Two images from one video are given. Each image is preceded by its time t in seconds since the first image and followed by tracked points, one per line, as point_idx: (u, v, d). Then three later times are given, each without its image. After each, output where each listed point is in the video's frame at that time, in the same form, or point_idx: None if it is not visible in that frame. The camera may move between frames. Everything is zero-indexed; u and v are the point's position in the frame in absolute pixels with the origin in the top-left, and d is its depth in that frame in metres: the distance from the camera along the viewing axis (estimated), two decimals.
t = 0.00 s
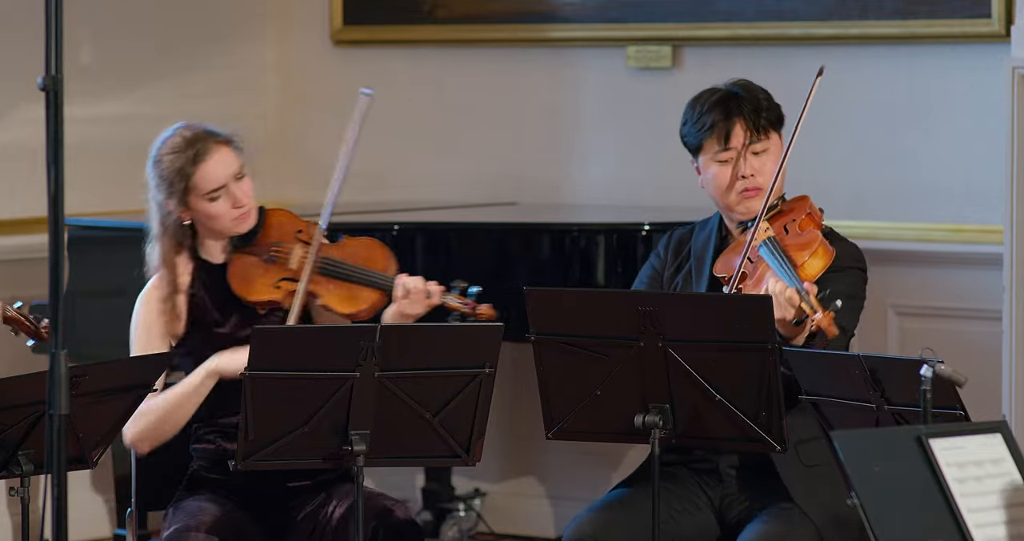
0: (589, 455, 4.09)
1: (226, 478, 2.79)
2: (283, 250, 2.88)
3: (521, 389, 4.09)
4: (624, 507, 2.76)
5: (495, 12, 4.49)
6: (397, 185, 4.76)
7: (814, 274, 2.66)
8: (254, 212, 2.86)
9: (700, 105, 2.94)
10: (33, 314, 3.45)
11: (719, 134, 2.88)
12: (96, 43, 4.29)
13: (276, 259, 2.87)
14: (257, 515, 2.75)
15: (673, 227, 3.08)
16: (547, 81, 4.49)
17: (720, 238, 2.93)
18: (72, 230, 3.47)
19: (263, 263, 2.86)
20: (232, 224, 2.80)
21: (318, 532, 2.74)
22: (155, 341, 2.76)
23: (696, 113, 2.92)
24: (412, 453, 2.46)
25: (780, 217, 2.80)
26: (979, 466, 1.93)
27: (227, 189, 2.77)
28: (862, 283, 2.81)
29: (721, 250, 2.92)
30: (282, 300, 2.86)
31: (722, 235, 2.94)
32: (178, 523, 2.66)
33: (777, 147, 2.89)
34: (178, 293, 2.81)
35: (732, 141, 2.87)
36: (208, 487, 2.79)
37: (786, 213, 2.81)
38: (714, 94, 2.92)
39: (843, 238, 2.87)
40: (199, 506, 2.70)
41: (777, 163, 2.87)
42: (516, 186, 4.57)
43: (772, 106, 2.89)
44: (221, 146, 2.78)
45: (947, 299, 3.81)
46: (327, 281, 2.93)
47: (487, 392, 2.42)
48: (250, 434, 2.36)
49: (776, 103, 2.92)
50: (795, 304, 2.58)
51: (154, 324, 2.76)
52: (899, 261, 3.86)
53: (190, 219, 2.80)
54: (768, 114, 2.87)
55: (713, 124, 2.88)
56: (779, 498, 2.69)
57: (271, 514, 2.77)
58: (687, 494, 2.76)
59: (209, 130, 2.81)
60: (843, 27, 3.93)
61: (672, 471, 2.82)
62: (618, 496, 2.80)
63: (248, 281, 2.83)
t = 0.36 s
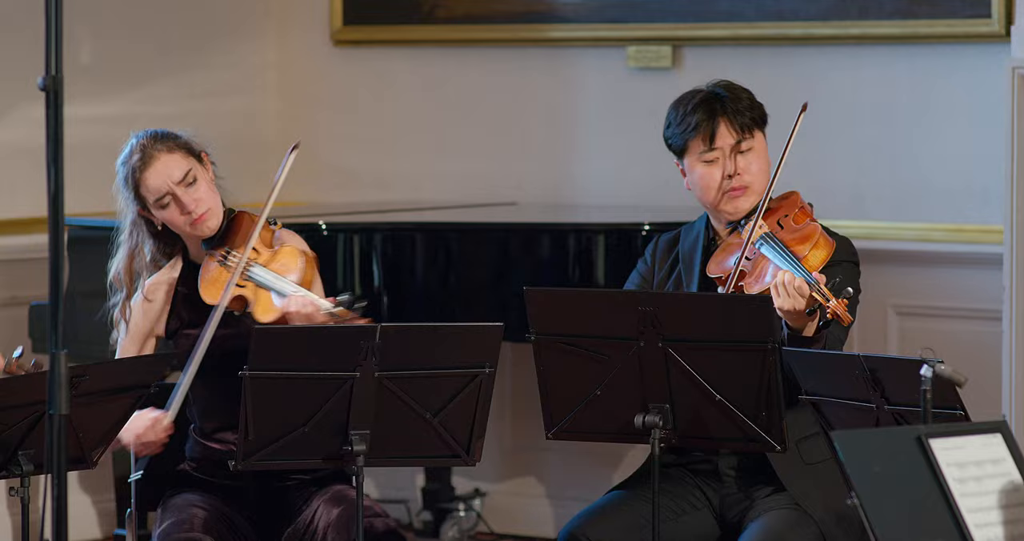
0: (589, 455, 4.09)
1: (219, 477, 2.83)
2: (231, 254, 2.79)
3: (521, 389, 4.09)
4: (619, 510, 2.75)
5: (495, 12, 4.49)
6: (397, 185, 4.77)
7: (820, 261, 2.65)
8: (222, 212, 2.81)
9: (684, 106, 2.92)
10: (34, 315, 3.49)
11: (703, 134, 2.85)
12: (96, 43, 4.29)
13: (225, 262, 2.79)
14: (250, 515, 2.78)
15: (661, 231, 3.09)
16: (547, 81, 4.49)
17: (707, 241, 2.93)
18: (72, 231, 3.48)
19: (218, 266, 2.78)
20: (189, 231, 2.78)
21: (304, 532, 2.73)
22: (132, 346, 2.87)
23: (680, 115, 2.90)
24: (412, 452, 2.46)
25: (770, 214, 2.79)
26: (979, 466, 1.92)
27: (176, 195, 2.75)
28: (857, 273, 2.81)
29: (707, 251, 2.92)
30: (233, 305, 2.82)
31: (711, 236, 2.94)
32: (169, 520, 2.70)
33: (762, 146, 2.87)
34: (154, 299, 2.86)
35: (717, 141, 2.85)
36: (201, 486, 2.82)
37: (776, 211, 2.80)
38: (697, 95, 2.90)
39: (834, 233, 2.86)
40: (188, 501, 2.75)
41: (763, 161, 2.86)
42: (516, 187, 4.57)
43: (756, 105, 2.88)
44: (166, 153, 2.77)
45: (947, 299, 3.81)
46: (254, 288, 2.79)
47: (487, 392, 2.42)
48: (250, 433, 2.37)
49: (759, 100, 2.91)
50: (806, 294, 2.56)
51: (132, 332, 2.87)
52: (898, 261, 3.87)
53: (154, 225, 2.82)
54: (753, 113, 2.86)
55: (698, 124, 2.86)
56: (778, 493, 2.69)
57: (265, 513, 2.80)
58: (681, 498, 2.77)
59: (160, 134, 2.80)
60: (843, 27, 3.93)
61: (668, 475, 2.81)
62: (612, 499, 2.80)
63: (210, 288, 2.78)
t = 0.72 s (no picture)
0: (589, 455, 4.09)
1: (217, 476, 2.86)
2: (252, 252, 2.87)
3: (521, 389, 4.09)
4: (617, 511, 2.75)
5: (494, 12, 4.49)
6: (397, 185, 4.77)
7: (813, 272, 2.73)
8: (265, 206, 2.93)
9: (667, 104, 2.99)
10: (34, 317, 3.48)
11: (675, 134, 2.92)
12: (96, 43, 4.29)
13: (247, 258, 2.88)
14: (247, 512, 2.82)
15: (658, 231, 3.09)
16: (547, 81, 4.49)
17: (704, 247, 2.94)
18: (71, 231, 3.48)
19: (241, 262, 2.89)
20: (230, 211, 2.90)
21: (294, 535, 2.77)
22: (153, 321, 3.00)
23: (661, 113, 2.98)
24: (412, 453, 2.46)
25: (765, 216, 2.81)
26: (979, 466, 1.92)
27: (232, 172, 2.88)
28: (856, 280, 2.83)
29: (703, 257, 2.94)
30: (246, 302, 2.88)
31: (705, 241, 2.94)
32: (163, 514, 2.75)
33: (740, 143, 2.89)
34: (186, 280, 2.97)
35: (690, 139, 2.91)
36: (199, 484, 2.86)
37: (769, 214, 2.81)
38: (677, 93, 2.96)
39: (833, 235, 2.89)
40: (181, 496, 2.80)
41: (737, 158, 2.88)
42: (516, 187, 4.57)
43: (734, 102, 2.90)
44: (235, 132, 2.90)
45: (947, 299, 3.82)
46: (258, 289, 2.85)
47: (487, 392, 2.42)
48: (250, 433, 2.37)
49: (742, 97, 2.92)
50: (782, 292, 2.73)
51: (156, 307, 2.99)
52: (898, 261, 3.88)
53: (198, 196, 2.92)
54: (729, 111, 2.89)
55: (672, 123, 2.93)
56: (777, 490, 2.70)
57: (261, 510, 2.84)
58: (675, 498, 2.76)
59: (241, 112, 2.93)
60: (843, 27, 3.93)
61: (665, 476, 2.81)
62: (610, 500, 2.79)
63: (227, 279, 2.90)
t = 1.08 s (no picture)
0: (589, 455, 4.09)
1: (218, 476, 2.80)
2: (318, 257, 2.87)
3: (521, 389, 4.09)
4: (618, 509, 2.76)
5: (494, 12, 4.49)
6: (397, 185, 4.77)
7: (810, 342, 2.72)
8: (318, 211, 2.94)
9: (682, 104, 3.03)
10: (34, 317, 3.48)
11: (682, 136, 2.96)
12: (96, 43, 4.30)
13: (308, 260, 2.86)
14: (248, 512, 2.78)
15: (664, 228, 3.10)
16: (547, 81, 4.49)
17: (711, 251, 2.95)
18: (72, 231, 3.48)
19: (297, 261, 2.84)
20: (290, 203, 2.88)
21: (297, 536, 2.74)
22: (161, 291, 2.83)
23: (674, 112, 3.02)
24: (412, 453, 2.46)
25: (772, 238, 2.82)
26: (979, 466, 1.92)
27: (311, 166, 2.89)
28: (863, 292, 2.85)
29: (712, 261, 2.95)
30: (297, 305, 2.83)
31: (711, 244, 2.96)
32: (166, 517, 2.69)
33: (746, 149, 2.91)
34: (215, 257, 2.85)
35: (696, 144, 2.95)
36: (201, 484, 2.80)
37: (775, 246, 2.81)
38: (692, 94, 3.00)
39: (834, 246, 2.89)
40: (186, 499, 2.74)
41: (742, 164, 2.90)
42: (516, 187, 4.57)
43: (748, 109, 2.93)
44: (325, 131, 2.92)
45: (946, 299, 3.82)
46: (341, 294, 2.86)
47: (487, 392, 2.42)
48: (250, 433, 2.36)
49: (755, 103, 2.94)
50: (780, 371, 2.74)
51: (169, 277, 2.83)
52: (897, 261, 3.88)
53: (266, 177, 2.90)
54: (737, 116, 2.92)
55: (679, 126, 2.97)
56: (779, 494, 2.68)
57: (264, 510, 2.79)
58: (677, 501, 2.80)
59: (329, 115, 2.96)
60: (843, 27, 3.93)
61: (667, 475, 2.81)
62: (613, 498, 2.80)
63: (271, 274, 2.82)
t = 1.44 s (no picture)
0: (589, 455, 4.09)
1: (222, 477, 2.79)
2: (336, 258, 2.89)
3: (522, 389, 4.09)
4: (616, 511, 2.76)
5: (494, 12, 4.49)
6: (397, 185, 4.77)
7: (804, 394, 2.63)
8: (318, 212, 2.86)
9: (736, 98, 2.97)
10: (34, 317, 3.48)
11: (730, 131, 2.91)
12: (96, 43, 4.30)
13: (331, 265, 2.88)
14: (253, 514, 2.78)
15: (691, 219, 3.09)
16: (547, 81, 4.49)
17: (732, 251, 2.93)
18: (72, 230, 3.48)
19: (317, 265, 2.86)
20: (294, 206, 2.79)
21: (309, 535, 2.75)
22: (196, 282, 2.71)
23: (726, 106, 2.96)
24: (412, 453, 2.46)
25: (795, 264, 2.71)
26: (979, 466, 1.92)
27: (312, 170, 2.80)
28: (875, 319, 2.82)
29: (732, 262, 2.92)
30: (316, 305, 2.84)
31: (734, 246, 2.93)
32: (182, 522, 2.63)
33: (788, 162, 2.87)
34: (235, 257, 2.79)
35: (742, 141, 2.89)
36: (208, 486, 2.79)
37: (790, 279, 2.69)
38: (751, 93, 2.94)
39: (857, 270, 2.86)
40: (200, 503, 2.71)
41: (780, 175, 2.85)
42: (516, 186, 4.57)
43: (799, 124, 2.88)
44: (321, 132, 2.83)
45: (946, 299, 3.82)
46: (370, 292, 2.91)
47: (487, 392, 2.42)
48: (250, 433, 2.37)
49: (808, 117, 2.90)
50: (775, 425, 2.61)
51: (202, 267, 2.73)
52: (897, 261, 3.88)
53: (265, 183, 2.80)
54: (788, 125, 2.87)
55: (730, 118, 2.92)
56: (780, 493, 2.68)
57: (267, 511, 2.80)
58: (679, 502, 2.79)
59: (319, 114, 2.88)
60: (843, 27, 3.92)
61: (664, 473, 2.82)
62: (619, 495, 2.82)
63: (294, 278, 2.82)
